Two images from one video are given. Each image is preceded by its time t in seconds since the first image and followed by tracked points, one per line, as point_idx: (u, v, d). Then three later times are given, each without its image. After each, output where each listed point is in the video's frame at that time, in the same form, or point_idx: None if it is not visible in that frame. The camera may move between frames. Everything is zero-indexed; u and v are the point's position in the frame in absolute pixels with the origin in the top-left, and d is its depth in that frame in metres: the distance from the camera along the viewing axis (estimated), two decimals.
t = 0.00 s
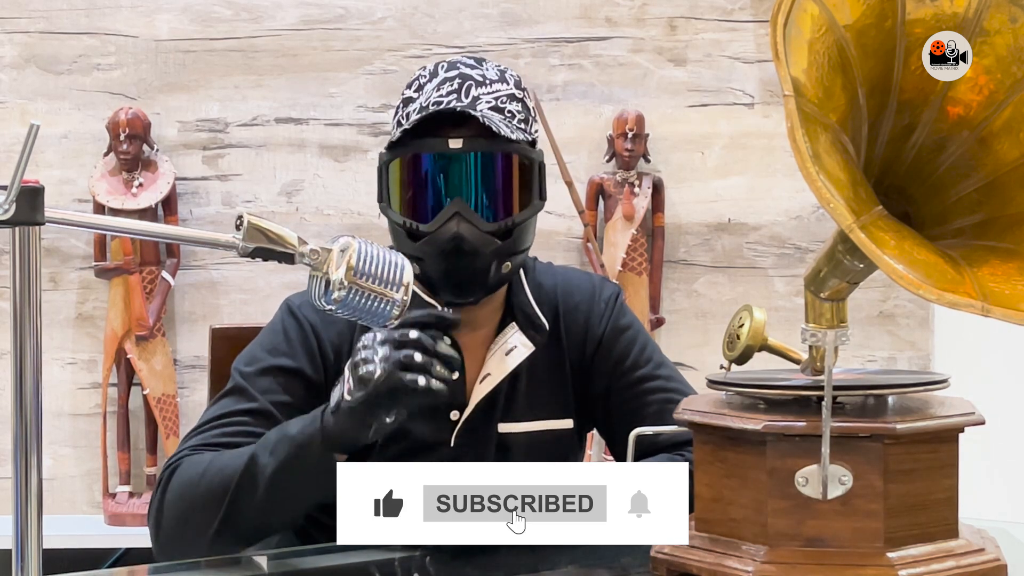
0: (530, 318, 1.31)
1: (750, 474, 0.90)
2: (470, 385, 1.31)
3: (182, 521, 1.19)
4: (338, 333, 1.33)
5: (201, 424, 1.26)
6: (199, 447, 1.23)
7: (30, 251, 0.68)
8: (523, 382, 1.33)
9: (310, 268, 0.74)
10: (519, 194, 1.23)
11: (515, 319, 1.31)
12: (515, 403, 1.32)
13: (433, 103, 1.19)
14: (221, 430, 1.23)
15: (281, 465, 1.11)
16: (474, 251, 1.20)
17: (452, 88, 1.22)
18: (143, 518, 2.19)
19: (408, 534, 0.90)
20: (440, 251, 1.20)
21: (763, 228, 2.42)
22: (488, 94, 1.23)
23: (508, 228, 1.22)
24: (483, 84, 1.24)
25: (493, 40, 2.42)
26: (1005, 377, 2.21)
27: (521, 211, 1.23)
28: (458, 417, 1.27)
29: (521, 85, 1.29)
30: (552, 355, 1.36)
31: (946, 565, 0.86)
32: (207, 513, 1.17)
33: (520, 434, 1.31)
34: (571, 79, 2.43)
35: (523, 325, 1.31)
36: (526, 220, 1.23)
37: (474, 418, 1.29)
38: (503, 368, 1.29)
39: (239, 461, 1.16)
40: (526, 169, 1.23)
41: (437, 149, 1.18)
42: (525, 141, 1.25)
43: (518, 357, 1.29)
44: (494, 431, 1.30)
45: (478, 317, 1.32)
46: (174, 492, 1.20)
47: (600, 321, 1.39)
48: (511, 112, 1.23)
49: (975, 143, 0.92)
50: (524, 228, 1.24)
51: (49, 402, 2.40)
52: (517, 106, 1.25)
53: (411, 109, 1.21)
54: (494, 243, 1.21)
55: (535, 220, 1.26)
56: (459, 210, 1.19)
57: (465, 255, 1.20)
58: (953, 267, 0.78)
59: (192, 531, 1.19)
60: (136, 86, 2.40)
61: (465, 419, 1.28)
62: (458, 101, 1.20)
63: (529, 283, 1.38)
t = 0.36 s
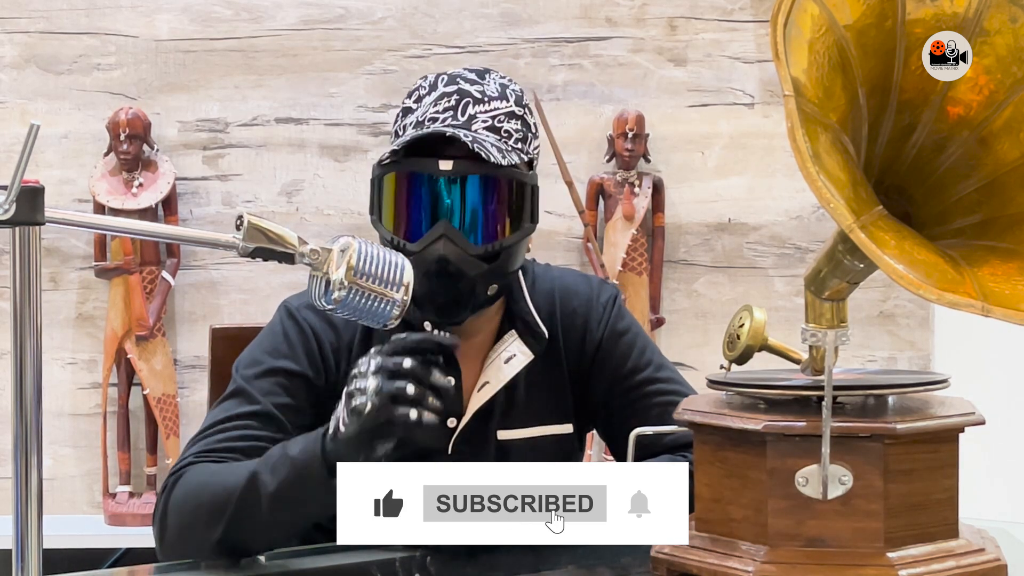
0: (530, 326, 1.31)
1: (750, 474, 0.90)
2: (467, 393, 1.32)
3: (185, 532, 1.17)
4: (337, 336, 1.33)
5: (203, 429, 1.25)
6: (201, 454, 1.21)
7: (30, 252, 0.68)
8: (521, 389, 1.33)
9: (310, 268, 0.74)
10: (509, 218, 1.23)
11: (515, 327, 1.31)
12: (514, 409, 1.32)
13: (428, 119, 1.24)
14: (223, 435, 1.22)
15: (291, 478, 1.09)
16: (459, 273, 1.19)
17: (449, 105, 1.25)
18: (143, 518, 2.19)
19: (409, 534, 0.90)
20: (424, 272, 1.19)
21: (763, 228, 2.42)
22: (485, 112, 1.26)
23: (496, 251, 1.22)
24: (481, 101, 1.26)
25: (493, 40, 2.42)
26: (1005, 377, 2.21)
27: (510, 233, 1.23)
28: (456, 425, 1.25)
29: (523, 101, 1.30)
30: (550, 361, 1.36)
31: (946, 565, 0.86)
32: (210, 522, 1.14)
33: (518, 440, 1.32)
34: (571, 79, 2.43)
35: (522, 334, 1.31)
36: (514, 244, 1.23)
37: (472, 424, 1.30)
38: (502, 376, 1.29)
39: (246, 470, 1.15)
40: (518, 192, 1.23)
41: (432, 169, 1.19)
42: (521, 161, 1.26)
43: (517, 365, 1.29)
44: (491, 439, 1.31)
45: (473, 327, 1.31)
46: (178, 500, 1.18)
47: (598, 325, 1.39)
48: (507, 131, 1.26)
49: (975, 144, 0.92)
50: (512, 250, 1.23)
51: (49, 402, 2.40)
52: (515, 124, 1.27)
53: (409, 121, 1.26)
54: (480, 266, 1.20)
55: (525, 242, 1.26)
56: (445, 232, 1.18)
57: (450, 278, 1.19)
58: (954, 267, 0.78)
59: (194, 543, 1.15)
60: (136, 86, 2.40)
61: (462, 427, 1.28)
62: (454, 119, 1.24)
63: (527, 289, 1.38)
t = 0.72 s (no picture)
0: (527, 326, 1.31)
1: (750, 475, 0.90)
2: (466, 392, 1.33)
3: (186, 537, 1.13)
4: (334, 336, 1.33)
5: (201, 430, 1.23)
6: (202, 456, 1.19)
7: (30, 251, 0.68)
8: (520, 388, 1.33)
9: (310, 268, 0.74)
10: (505, 212, 1.24)
11: (512, 328, 1.32)
12: (513, 410, 1.33)
13: (420, 117, 1.24)
14: (222, 437, 1.21)
15: (302, 490, 1.07)
16: (458, 270, 1.20)
17: (441, 102, 1.26)
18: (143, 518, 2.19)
19: (409, 534, 0.89)
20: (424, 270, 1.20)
21: (763, 228, 2.42)
22: (477, 108, 1.26)
23: (494, 247, 1.23)
24: (472, 97, 1.26)
25: (493, 40, 2.42)
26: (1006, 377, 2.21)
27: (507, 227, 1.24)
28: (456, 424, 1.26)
29: (513, 95, 1.31)
30: (549, 361, 1.36)
31: (946, 565, 0.86)
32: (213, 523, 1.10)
33: (517, 439, 1.32)
34: (571, 79, 2.43)
35: (519, 334, 1.31)
36: (512, 238, 1.24)
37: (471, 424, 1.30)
38: (501, 377, 1.28)
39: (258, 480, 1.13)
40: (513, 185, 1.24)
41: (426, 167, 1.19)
42: (515, 155, 1.28)
43: (515, 365, 1.29)
44: (489, 439, 1.31)
45: (470, 327, 1.33)
46: (180, 501, 1.15)
47: (598, 326, 1.39)
48: (500, 125, 1.27)
49: (975, 144, 0.92)
50: (510, 245, 1.25)
51: (49, 402, 2.40)
52: (507, 119, 1.28)
53: (401, 121, 1.27)
54: (479, 262, 1.21)
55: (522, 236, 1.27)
56: (443, 229, 1.19)
57: (450, 275, 1.20)
58: (953, 267, 0.78)
59: (193, 548, 1.11)
60: (136, 86, 2.40)
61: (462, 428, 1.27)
62: (446, 116, 1.24)
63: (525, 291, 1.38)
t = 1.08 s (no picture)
0: (523, 315, 1.34)
1: (750, 475, 0.90)
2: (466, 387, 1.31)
3: (198, 534, 1.16)
4: (334, 332, 1.33)
5: (210, 430, 1.24)
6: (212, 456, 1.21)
7: (30, 251, 0.68)
8: (523, 381, 1.33)
9: (310, 268, 0.74)
10: (507, 179, 1.24)
11: (507, 318, 1.34)
12: (515, 405, 1.33)
13: (410, 104, 1.19)
14: (232, 435, 1.22)
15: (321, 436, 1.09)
16: (474, 243, 1.20)
17: (428, 87, 1.21)
18: (143, 518, 2.19)
19: (409, 534, 0.89)
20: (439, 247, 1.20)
21: (763, 228, 2.42)
22: (464, 89, 1.22)
23: (504, 217, 1.23)
24: (457, 79, 1.22)
25: (493, 40, 2.42)
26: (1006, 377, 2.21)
27: (514, 196, 1.24)
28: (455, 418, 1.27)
29: (494, 77, 1.27)
30: (549, 357, 1.36)
31: (946, 565, 0.86)
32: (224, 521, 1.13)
33: (520, 434, 1.31)
34: (571, 79, 2.43)
35: (514, 322, 1.33)
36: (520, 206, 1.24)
37: (471, 418, 1.30)
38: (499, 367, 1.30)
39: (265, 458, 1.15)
40: (513, 154, 1.24)
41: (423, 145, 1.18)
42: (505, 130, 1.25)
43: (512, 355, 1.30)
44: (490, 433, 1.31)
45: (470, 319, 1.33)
46: (191, 499, 1.17)
47: (598, 325, 1.39)
48: (489, 103, 1.22)
49: (976, 144, 0.92)
50: (518, 215, 1.25)
51: (49, 402, 2.40)
52: (494, 97, 1.24)
53: (389, 114, 1.20)
54: (493, 232, 1.21)
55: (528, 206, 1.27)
56: (453, 205, 1.19)
57: (466, 248, 1.20)
58: (953, 267, 0.78)
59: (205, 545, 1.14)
60: (136, 86, 2.40)
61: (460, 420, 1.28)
62: (436, 98, 1.19)
63: (525, 289, 1.39)
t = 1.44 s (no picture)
0: (525, 320, 1.34)
1: (750, 475, 0.90)
2: (463, 387, 1.32)
3: (187, 539, 1.11)
4: (333, 327, 1.33)
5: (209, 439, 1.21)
6: (205, 457, 1.19)
7: (30, 251, 0.68)
8: (521, 383, 1.34)
9: (310, 268, 0.74)
10: (502, 197, 1.23)
11: (511, 322, 1.33)
12: (513, 406, 1.33)
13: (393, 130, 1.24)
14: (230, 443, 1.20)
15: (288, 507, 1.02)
16: (475, 267, 1.20)
17: (410, 108, 1.24)
18: (143, 518, 2.19)
19: (409, 534, 0.89)
20: (441, 273, 1.20)
21: (763, 228, 2.42)
22: (446, 104, 1.25)
23: (501, 234, 1.24)
24: (437, 95, 1.25)
25: (493, 40, 2.42)
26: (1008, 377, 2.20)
27: (509, 212, 1.24)
28: (452, 417, 1.29)
29: (473, 82, 1.31)
30: (549, 359, 1.36)
31: (946, 565, 0.86)
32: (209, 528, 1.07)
33: (518, 436, 1.32)
34: (571, 79, 2.43)
35: (518, 328, 1.33)
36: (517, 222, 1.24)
37: (468, 418, 1.30)
38: (496, 370, 1.29)
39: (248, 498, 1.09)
40: (504, 170, 1.23)
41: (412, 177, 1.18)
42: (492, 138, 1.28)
43: (512, 359, 1.30)
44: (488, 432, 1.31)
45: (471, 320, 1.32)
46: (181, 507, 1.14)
47: (599, 326, 1.39)
48: (471, 115, 1.26)
49: (975, 144, 0.92)
50: (515, 229, 1.25)
51: (49, 402, 2.40)
52: (475, 106, 1.28)
53: (373, 136, 1.26)
54: (492, 253, 1.21)
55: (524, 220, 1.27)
56: (451, 231, 1.19)
57: (468, 273, 1.20)
58: (953, 267, 0.78)
59: (194, 550, 1.10)
60: (136, 86, 2.40)
61: (460, 419, 1.29)
62: (420, 121, 1.23)
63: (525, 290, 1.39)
